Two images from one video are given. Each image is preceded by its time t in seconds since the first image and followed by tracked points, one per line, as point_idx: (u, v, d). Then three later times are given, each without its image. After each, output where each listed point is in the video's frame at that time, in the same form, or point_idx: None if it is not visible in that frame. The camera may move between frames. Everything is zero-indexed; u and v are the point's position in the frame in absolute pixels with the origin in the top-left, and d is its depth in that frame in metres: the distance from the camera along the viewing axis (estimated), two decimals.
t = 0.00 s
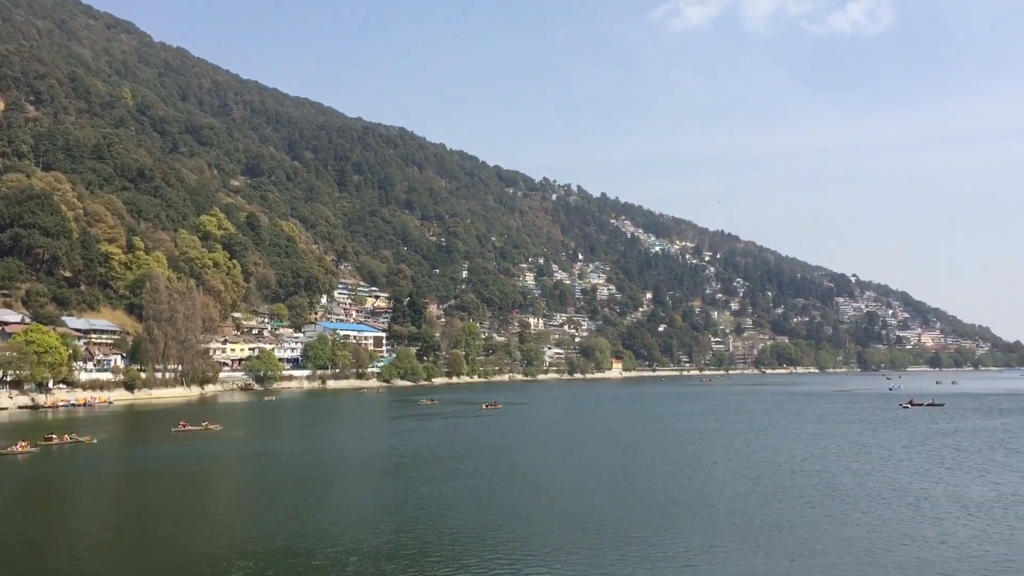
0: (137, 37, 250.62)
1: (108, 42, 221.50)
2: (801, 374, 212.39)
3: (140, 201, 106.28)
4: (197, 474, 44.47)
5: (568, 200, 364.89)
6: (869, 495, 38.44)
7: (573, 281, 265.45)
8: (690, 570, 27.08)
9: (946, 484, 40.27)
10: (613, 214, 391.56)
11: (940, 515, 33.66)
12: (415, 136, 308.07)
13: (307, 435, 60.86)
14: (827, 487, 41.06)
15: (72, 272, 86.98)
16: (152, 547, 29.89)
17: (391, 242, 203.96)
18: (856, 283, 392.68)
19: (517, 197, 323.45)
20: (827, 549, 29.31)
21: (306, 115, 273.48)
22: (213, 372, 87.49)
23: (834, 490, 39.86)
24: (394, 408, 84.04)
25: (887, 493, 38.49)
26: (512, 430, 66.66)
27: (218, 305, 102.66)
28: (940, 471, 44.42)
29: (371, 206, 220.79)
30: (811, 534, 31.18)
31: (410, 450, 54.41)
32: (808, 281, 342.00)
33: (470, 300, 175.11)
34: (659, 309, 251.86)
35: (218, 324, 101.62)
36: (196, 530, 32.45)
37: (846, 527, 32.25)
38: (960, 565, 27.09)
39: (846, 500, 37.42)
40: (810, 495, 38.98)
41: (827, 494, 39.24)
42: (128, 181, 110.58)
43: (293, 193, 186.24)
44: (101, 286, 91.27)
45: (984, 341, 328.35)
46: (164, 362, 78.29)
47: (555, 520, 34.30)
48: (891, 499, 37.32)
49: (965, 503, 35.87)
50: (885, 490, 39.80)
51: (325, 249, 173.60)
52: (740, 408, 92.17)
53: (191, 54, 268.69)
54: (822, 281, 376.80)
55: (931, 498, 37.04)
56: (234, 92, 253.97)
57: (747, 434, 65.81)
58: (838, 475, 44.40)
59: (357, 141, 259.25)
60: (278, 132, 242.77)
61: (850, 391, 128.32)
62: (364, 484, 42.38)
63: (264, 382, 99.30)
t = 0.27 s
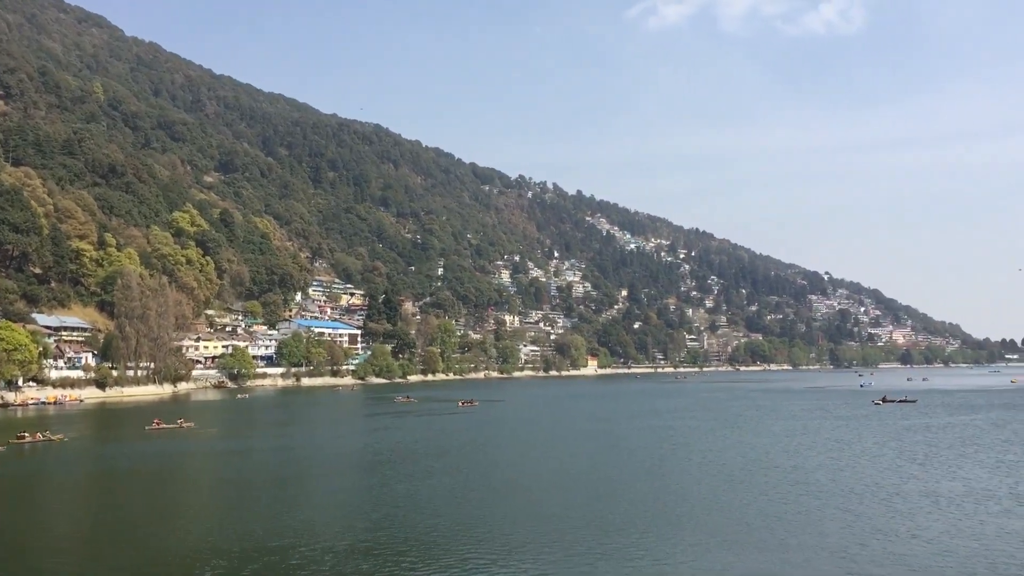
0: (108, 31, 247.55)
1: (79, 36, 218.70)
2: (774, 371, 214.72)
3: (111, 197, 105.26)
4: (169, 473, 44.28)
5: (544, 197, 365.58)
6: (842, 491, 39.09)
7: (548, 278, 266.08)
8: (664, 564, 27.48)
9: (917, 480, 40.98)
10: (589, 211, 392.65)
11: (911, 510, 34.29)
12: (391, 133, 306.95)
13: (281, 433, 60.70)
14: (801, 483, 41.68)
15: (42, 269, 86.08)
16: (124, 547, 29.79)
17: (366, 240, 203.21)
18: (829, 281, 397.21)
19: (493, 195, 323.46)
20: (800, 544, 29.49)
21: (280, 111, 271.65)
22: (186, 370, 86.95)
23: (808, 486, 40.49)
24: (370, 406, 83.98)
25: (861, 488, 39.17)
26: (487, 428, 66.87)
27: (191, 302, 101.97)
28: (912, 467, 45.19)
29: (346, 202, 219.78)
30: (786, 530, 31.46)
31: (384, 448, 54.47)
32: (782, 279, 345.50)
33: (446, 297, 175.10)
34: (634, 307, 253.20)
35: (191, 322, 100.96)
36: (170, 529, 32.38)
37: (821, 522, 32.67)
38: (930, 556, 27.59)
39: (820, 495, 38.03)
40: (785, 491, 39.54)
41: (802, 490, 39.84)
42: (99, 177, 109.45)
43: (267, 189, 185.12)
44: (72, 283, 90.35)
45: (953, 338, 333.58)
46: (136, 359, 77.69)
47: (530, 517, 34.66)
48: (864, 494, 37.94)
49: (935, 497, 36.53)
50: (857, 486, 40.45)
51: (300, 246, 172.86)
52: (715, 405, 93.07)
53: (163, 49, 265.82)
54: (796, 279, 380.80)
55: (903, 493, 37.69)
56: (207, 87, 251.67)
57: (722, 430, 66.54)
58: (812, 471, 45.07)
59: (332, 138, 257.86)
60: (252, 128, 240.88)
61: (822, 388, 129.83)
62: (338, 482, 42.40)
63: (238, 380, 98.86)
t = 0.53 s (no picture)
0: (80, 26, 244.67)
1: (50, 30, 215.95)
2: (750, 368, 216.84)
3: (84, 194, 104.27)
4: (144, 472, 44.14)
5: (521, 194, 365.98)
6: (816, 486, 39.73)
7: (525, 276, 266.75)
8: (640, 562, 27.77)
9: (891, 475, 41.67)
10: (566, 209, 393.74)
11: (886, 504, 34.90)
12: (368, 129, 305.96)
13: (258, 432, 60.58)
14: (776, 478, 42.30)
15: (14, 266, 85.21)
16: (100, 547, 29.79)
17: (343, 237, 202.58)
18: (803, 278, 401.30)
19: (470, 192, 323.50)
20: (775, 539, 29.97)
21: (256, 107, 269.71)
22: (161, 368, 86.43)
23: (783, 482, 41.11)
24: (347, 404, 83.94)
25: (835, 484, 39.83)
26: (464, 425, 67.11)
27: (166, 299, 101.29)
28: (886, 462, 45.93)
29: (323, 199, 218.90)
30: (762, 525, 31.95)
31: (361, 446, 54.56)
32: (757, 276, 348.74)
33: (423, 294, 175.12)
34: (611, 304, 254.46)
35: (166, 319, 100.34)
36: (146, 528, 32.40)
37: (796, 517, 33.21)
38: (903, 548, 28.09)
39: (796, 491, 38.62)
40: (760, 486, 40.12)
41: (777, 485, 40.45)
42: (72, 173, 108.39)
43: (243, 186, 183.87)
44: (44, 280, 89.46)
45: (925, 335, 338.59)
46: (110, 358, 77.14)
47: (506, 514, 34.99)
48: (839, 489, 38.53)
49: (908, 492, 37.16)
50: (832, 481, 41.12)
51: (276, 243, 172.06)
52: (691, 402, 94.01)
53: (137, 43, 263.12)
54: (771, 276, 384.49)
55: (878, 488, 38.32)
56: (182, 83, 249.50)
57: (697, 427, 67.25)
58: (787, 467, 45.76)
59: (309, 134, 256.58)
60: (227, 124, 239.11)
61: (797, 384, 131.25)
62: (315, 481, 42.47)
63: (213, 378, 98.40)
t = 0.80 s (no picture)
0: (51, 21, 241.57)
1: (20, 26, 213.01)
2: (725, 365, 218.89)
3: (56, 192, 103.23)
4: (120, 472, 44.11)
5: (498, 193, 366.11)
6: (791, 483, 40.49)
7: (502, 275, 267.19)
8: (617, 559, 28.22)
9: (865, 472, 42.53)
10: (543, 207, 394.49)
11: (860, 501, 35.67)
12: (344, 128, 304.73)
13: (233, 431, 60.56)
14: (751, 476, 43.04)
15: None
16: (78, 548, 29.89)
17: (319, 236, 201.72)
18: (778, 276, 405.15)
19: (447, 190, 323.22)
20: (751, 536, 30.58)
21: (231, 105, 267.65)
22: (135, 367, 85.90)
23: (758, 480, 41.84)
24: (323, 403, 83.94)
25: (810, 481, 40.60)
26: (441, 424, 67.42)
27: (139, 299, 100.55)
28: (859, 459, 46.85)
29: (299, 198, 217.86)
30: (738, 523, 32.57)
31: (338, 445, 54.75)
32: (732, 275, 351.66)
33: (400, 293, 175.01)
34: (588, 303, 255.48)
35: (139, 319, 99.63)
36: (123, 529, 32.50)
37: (772, 514, 33.86)
38: (876, 544, 28.86)
39: (771, 488, 39.34)
40: (736, 484, 40.83)
41: (753, 483, 41.15)
42: (44, 170, 107.26)
43: (218, 184, 182.59)
44: (15, 279, 88.54)
45: (897, 333, 343.07)
46: (83, 357, 76.58)
47: (483, 513, 35.42)
48: (814, 486, 39.31)
49: (881, 489, 38.03)
50: (807, 478, 41.90)
51: (251, 242, 171.15)
52: (667, 400, 94.91)
53: (109, 40, 260.22)
54: (746, 274, 387.60)
55: (852, 485, 39.15)
56: (155, 80, 247.17)
57: (673, 425, 68.03)
58: (762, 465, 46.54)
59: (284, 132, 255.14)
60: (202, 122, 237.24)
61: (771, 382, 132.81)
62: (292, 481, 42.68)
63: (188, 377, 97.94)
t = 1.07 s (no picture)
0: (19, 19, 237.93)
1: None
2: (698, 365, 220.38)
3: (24, 191, 101.75)
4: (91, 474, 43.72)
5: (473, 193, 365.70)
6: (766, 482, 40.91)
7: (477, 275, 266.95)
8: (592, 558, 28.44)
9: (838, 469, 43.04)
10: (518, 207, 394.69)
11: (834, 499, 36.10)
12: (317, 127, 302.96)
13: (207, 433, 60.14)
14: (726, 474, 43.46)
15: None
16: (48, 551, 29.68)
17: (292, 236, 200.23)
18: (751, 276, 408.58)
19: (421, 190, 322.37)
20: (725, 535, 30.89)
21: (203, 104, 265.15)
22: (105, 369, 84.90)
23: (732, 478, 42.27)
24: (297, 404, 83.53)
25: (784, 480, 41.04)
26: (417, 424, 67.34)
27: (110, 299, 99.36)
28: (833, 457, 47.38)
29: (272, 198, 216.18)
30: (712, 521, 32.92)
31: (312, 446, 54.57)
32: (705, 275, 354.16)
33: (374, 294, 174.32)
34: (562, 303, 255.82)
35: (110, 320, 98.45)
36: (94, 531, 32.29)
37: (747, 512, 34.21)
38: (850, 541, 29.24)
39: (747, 487, 39.70)
40: (712, 483, 41.16)
41: (728, 481, 41.54)
42: (11, 169, 105.68)
43: (189, 184, 180.76)
44: None
45: (869, 332, 347.08)
46: (52, 359, 75.56)
47: (459, 513, 35.52)
48: (789, 484, 39.74)
49: (855, 486, 38.48)
50: (781, 476, 42.35)
51: (223, 242, 169.68)
52: (642, 400, 95.35)
53: (78, 38, 256.76)
54: (720, 274, 390.48)
55: (826, 483, 39.62)
56: (126, 78, 244.24)
57: (648, 424, 68.41)
58: (737, 463, 46.96)
59: (257, 132, 253.05)
60: (173, 121, 234.74)
61: (745, 381, 133.87)
62: (266, 482, 42.54)
63: (159, 379, 96.96)
